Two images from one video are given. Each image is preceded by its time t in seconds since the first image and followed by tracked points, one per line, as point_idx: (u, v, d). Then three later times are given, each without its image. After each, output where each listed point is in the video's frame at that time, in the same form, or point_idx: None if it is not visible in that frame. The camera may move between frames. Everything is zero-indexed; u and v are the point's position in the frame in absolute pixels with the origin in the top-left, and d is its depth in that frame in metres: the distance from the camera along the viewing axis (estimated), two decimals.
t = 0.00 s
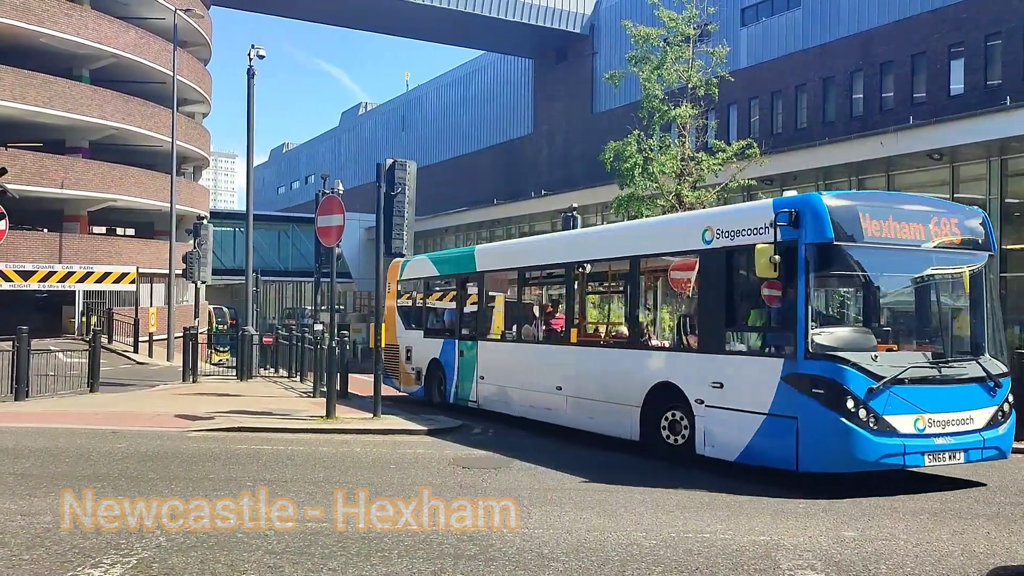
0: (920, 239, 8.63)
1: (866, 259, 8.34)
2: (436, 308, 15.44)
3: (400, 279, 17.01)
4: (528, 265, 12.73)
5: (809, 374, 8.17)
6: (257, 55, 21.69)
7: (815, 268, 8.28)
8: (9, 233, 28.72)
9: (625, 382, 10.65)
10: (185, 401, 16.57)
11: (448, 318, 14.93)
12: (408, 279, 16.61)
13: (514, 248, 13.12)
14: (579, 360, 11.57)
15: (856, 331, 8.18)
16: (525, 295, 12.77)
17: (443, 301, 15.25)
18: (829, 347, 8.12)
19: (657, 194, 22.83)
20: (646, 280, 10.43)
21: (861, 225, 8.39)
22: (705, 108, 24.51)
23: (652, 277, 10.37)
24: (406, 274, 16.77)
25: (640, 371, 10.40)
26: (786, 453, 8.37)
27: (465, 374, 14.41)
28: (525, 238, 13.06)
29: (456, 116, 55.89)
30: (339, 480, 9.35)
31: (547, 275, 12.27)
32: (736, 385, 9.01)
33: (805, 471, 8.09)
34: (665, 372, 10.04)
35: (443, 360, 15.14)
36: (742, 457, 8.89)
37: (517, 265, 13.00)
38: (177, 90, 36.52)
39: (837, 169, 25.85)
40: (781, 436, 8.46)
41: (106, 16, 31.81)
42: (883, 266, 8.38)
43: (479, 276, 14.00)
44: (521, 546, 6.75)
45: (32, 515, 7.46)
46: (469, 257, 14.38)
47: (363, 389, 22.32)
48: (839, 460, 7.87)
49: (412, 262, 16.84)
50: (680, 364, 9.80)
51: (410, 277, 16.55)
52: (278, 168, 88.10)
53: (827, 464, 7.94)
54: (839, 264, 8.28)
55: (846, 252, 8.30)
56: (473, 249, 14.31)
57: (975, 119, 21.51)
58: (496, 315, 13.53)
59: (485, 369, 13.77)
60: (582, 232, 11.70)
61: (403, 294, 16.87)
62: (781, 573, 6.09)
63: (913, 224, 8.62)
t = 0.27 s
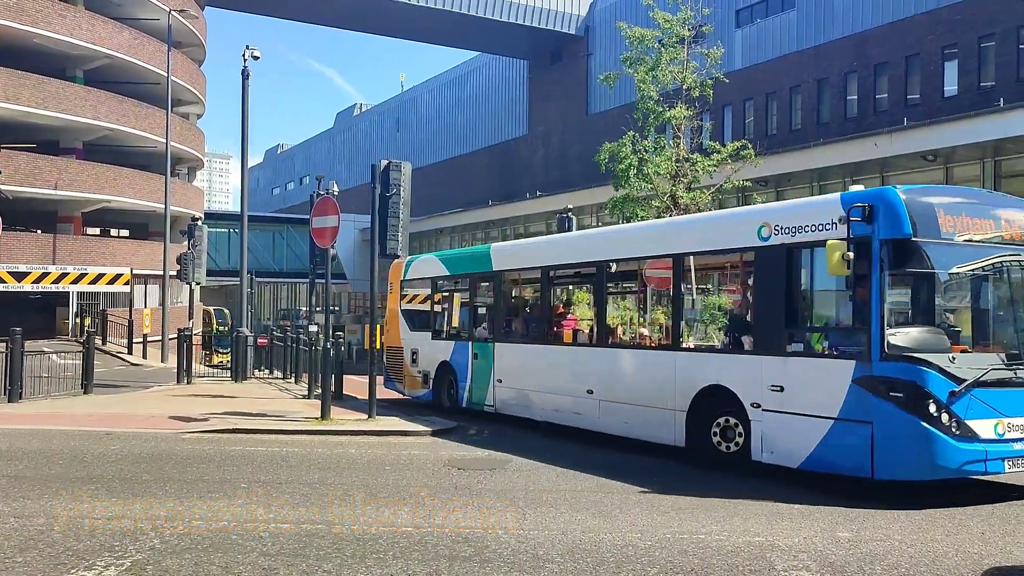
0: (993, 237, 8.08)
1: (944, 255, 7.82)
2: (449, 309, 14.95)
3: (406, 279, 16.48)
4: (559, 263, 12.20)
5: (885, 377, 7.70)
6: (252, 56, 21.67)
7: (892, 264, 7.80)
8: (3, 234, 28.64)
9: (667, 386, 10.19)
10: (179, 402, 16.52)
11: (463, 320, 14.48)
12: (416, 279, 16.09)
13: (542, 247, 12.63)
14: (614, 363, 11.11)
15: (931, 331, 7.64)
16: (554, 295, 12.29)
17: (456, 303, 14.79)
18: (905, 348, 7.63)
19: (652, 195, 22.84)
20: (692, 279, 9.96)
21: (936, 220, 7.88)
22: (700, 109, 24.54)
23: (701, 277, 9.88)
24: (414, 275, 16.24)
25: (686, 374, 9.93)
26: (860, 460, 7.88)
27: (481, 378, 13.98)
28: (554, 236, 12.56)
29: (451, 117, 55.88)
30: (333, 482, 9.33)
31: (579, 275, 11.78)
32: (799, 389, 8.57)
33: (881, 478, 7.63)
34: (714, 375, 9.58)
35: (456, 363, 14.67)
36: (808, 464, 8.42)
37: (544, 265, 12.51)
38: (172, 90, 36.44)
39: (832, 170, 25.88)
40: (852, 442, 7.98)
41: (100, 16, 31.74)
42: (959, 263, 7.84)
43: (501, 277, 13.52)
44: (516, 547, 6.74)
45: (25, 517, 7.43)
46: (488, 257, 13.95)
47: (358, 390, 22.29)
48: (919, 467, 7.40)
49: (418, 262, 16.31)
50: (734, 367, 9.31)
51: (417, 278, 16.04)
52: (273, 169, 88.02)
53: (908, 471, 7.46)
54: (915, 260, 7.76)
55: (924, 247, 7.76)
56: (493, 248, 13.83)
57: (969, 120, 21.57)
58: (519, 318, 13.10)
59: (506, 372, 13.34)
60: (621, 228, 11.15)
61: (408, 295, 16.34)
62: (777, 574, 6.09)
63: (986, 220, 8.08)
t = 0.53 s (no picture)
0: None
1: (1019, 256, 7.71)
2: (455, 310, 14.32)
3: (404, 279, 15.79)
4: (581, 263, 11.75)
5: (962, 381, 7.46)
6: (240, 57, 21.61)
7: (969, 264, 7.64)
8: None
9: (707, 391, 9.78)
10: (166, 405, 16.44)
11: (471, 321, 13.85)
12: (416, 279, 15.43)
13: (561, 246, 12.17)
14: (645, 366, 10.65)
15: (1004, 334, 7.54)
16: (576, 297, 11.83)
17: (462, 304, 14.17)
18: (983, 350, 7.45)
19: (640, 197, 22.88)
20: (738, 279, 9.59)
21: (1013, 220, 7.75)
22: (687, 111, 24.61)
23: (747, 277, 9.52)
24: (412, 274, 15.57)
25: (731, 379, 9.51)
26: (933, 469, 7.59)
27: (490, 381, 13.39)
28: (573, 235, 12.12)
29: (440, 118, 55.87)
30: (321, 484, 9.32)
31: (604, 276, 11.33)
32: (863, 393, 8.25)
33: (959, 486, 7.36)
34: (762, 379, 9.19)
35: (462, 367, 14.07)
36: (876, 471, 8.07)
37: (564, 264, 12.04)
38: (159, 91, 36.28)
39: (819, 172, 25.98)
40: (925, 448, 7.67)
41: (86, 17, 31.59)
42: None
43: (513, 278, 13.01)
44: (504, 549, 6.75)
45: (11, 521, 7.38)
46: (498, 256, 13.37)
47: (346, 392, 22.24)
48: (1001, 474, 7.15)
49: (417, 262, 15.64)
50: (787, 371, 8.93)
51: (417, 277, 15.35)
52: (261, 170, 87.77)
53: (990, 479, 7.19)
54: (993, 261, 7.61)
55: (1003, 248, 7.61)
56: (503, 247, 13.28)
57: (954, 123, 21.73)
58: (535, 319, 12.58)
59: (518, 376, 12.79)
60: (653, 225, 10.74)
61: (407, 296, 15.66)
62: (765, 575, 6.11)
63: None
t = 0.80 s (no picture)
0: None
1: None
2: (458, 312, 13.79)
3: (398, 278, 15.16)
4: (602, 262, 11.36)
5: None
6: (222, 57, 21.48)
7: None
8: None
9: (747, 394, 9.47)
10: (148, 407, 16.32)
11: (477, 323, 13.35)
12: (412, 278, 14.83)
13: (578, 245, 11.78)
14: (673, 370, 10.29)
15: None
16: (595, 298, 11.45)
17: (466, 305, 13.66)
18: None
19: (623, 199, 22.94)
20: (781, 280, 9.34)
21: None
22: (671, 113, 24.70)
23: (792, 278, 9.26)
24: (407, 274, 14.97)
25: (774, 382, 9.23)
26: (1003, 476, 7.44)
27: (498, 385, 12.91)
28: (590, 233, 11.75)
29: (423, 120, 55.80)
30: (304, 487, 9.28)
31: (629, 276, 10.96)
32: (921, 398, 8.07)
33: None
34: (809, 383, 8.92)
35: (466, 370, 13.54)
36: (937, 479, 7.88)
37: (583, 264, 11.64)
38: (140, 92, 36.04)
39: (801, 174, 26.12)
40: (993, 455, 7.52)
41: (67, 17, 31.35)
42: None
43: (523, 277, 12.56)
44: (487, 551, 6.75)
45: None
46: (507, 255, 12.91)
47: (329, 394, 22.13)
48: None
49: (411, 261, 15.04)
50: (838, 375, 8.67)
51: (414, 277, 14.70)
52: (243, 171, 87.33)
53: None
54: None
55: None
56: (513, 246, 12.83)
57: (932, 126, 21.92)
58: (549, 321, 12.14)
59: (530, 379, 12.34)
60: (685, 224, 10.42)
61: (402, 296, 15.05)
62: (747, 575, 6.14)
63: None
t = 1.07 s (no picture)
0: None
1: None
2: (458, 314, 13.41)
3: (389, 279, 14.70)
4: (619, 264, 11.11)
5: None
6: (200, 59, 21.36)
7: None
8: None
9: (784, 399, 9.34)
10: (123, 411, 16.17)
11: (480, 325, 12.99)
12: (406, 278, 14.40)
13: (592, 246, 11.53)
14: (703, 374, 10.09)
15: None
16: (615, 300, 11.18)
17: (466, 306, 13.29)
18: None
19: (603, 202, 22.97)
20: (816, 283, 9.20)
21: None
22: (650, 116, 24.77)
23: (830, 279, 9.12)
24: (400, 274, 14.52)
25: (814, 388, 9.10)
26: None
27: (504, 389, 12.56)
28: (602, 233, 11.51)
29: (403, 122, 55.71)
30: (281, 491, 9.23)
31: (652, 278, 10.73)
32: (978, 404, 7.98)
33: None
34: (854, 388, 8.80)
35: (468, 374, 13.15)
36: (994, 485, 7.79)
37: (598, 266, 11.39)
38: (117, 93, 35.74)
39: (778, 177, 26.28)
40: None
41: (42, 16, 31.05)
42: None
43: (532, 278, 12.27)
44: (465, 554, 6.74)
45: None
46: (513, 256, 12.59)
47: (308, 397, 22.00)
48: None
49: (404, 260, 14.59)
50: (886, 380, 8.55)
51: (408, 277, 14.30)
52: (222, 173, 86.79)
53: None
54: None
55: None
56: (520, 247, 12.54)
57: (908, 131, 22.12)
58: (562, 324, 11.87)
59: (541, 384, 12.02)
60: (710, 225, 10.23)
61: (395, 298, 14.59)
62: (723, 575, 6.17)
63: None
